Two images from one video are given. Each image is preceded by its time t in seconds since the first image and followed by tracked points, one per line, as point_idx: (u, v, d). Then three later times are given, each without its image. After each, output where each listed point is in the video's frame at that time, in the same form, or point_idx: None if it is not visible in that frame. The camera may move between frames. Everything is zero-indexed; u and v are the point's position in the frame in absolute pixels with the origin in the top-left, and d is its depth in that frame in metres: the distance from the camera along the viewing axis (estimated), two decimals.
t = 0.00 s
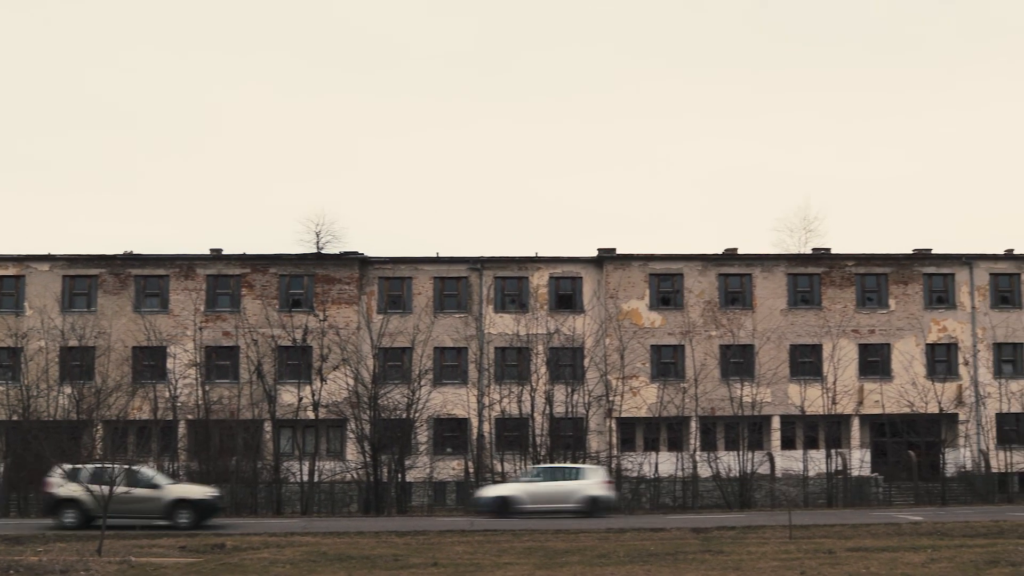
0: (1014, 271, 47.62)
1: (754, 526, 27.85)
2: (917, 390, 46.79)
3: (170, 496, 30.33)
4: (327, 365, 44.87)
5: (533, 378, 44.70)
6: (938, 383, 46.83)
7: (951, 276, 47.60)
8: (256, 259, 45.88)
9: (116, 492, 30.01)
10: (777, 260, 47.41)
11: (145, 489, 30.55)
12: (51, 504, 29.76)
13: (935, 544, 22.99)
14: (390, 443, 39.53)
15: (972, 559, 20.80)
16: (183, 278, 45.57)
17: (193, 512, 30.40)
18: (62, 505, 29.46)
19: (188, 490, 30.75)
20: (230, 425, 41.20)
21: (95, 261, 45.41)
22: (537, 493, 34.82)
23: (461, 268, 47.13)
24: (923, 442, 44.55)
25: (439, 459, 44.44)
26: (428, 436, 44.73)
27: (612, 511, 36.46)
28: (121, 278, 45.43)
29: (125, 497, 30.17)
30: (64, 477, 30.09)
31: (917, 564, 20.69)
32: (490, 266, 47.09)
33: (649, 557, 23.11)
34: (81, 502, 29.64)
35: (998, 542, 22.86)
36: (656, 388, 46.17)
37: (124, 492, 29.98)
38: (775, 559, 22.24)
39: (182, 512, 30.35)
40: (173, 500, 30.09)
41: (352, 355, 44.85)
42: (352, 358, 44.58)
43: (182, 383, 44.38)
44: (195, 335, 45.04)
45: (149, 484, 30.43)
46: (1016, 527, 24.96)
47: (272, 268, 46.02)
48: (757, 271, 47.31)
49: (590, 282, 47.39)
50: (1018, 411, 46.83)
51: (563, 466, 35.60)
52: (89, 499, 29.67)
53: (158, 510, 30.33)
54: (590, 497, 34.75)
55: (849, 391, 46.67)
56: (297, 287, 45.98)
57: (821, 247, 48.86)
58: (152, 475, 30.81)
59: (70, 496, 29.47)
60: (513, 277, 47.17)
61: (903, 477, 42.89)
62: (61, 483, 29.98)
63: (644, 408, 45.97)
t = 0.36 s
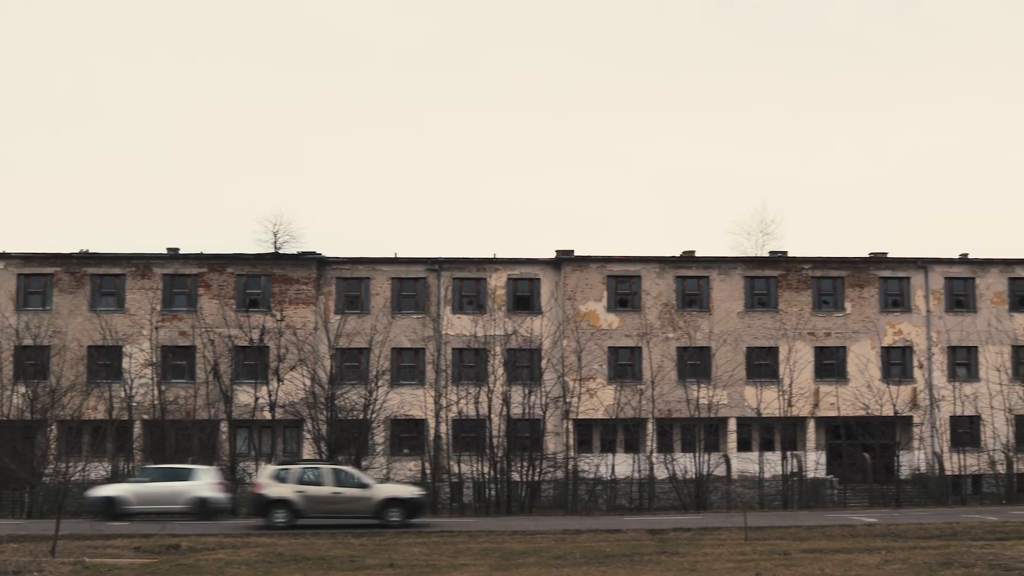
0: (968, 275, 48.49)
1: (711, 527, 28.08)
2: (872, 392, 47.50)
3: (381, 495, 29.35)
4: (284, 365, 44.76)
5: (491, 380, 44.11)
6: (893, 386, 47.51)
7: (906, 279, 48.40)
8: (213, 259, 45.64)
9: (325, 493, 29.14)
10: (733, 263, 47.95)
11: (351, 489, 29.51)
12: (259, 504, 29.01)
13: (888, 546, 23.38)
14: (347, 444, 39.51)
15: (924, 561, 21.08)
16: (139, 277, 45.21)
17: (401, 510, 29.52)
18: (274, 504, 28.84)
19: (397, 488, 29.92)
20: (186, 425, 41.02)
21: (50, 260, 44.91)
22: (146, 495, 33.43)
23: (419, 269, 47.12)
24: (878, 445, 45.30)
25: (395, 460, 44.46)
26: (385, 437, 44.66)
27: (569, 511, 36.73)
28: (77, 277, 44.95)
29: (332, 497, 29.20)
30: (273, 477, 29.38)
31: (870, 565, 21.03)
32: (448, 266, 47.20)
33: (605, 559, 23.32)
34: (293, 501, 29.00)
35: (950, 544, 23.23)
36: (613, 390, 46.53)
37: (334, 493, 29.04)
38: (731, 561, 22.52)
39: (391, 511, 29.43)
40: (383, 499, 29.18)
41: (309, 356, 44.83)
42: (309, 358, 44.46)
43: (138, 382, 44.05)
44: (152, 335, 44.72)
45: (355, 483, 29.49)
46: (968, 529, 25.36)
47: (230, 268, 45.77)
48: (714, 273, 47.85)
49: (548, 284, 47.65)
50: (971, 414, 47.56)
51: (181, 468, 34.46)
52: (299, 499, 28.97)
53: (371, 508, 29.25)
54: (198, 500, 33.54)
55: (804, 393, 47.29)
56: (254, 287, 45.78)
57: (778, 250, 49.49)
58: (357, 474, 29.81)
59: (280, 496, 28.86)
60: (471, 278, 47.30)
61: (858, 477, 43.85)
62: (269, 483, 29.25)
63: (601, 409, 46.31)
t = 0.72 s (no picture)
0: (915, 279, 49.50)
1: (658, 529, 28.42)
2: (819, 395, 48.25)
3: (579, 494, 29.18)
4: (233, 365, 44.53)
5: (440, 381, 44.16)
6: (840, 389, 48.42)
7: (854, 283, 49.28)
8: (162, 258, 45.27)
9: (524, 490, 29.26)
10: (683, 265, 48.48)
11: (547, 489, 29.53)
12: (462, 502, 29.15)
13: (835, 548, 23.85)
14: (294, 445, 39.39)
15: (870, 562, 21.51)
16: (87, 276, 44.74)
17: (600, 509, 29.29)
18: (476, 503, 28.96)
19: (593, 488, 29.85)
20: (134, 425, 40.50)
21: None
22: None
23: (370, 269, 47.09)
24: (825, 447, 45.51)
25: (344, 460, 44.55)
26: (334, 437, 44.63)
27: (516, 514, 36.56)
28: (23, 276, 44.38)
29: (531, 494, 29.27)
30: (473, 476, 29.50)
31: (816, 566, 21.45)
32: (399, 267, 47.21)
33: (554, 560, 23.54)
34: (494, 500, 29.06)
35: (895, 546, 23.72)
36: (562, 391, 46.84)
37: (534, 490, 29.12)
38: (679, 562, 22.86)
39: (590, 510, 29.21)
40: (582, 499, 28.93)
41: (259, 356, 44.58)
42: (258, 358, 44.07)
43: (84, 382, 43.63)
44: (99, 334, 44.35)
45: (556, 483, 29.43)
46: (913, 530, 25.91)
47: (179, 267, 45.42)
48: (664, 276, 48.37)
49: (498, 285, 47.87)
50: (918, 417, 48.66)
51: None
52: (501, 497, 29.05)
53: (571, 507, 29.16)
54: None
55: (753, 396, 47.90)
56: (203, 286, 45.49)
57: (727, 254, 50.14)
58: (550, 474, 29.68)
59: (482, 494, 29.01)
60: (422, 279, 47.35)
61: (804, 480, 43.44)
62: (469, 482, 29.39)
63: (551, 411, 46.63)
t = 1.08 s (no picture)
0: (861, 283, 50.38)
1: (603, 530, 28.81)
2: (766, 397, 49.02)
3: (763, 493, 31.55)
4: (179, 365, 44.14)
5: (389, 382, 44.08)
6: (786, 392, 49.27)
7: (801, 287, 50.08)
8: (108, 257, 44.89)
9: (713, 490, 31.47)
10: (631, 268, 48.95)
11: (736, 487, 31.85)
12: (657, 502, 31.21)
13: (780, 549, 24.30)
14: (241, 446, 39.04)
15: (815, 564, 21.97)
16: (31, 274, 44.25)
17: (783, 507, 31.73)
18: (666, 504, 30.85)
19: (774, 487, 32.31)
20: (78, 425, 39.98)
21: None
22: None
23: (318, 269, 46.93)
24: (771, 449, 46.02)
25: (291, 461, 44.45)
26: (281, 437, 44.40)
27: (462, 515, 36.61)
28: None
29: (720, 494, 31.49)
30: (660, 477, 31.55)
31: (762, 567, 21.86)
32: (347, 267, 47.13)
33: (500, 562, 23.74)
34: (684, 500, 31.15)
35: (839, 547, 24.22)
36: (510, 393, 47.08)
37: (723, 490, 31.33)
38: (625, 564, 23.17)
39: (771, 508, 31.46)
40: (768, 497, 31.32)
41: (206, 356, 44.22)
42: (205, 358, 43.90)
43: (27, 381, 43.03)
44: (44, 333, 43.91)
45: (739, 483, 31.67)
46: (857, 532, 26.46)
47: (125, 266, 45.08)
48: (612, 278, 48.77)
49: (447, 286, 47.99)
50: (863, 419, 49.36)
51: None
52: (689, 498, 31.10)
53: (751, 506, 31.29)
54: None
55: (700, 398, 48.54)
56: (150, 286, 45.11)
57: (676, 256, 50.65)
58: (736, 476, 31.93)
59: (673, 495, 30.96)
60: (370, 280, 47.31)
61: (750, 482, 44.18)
62: (659, 484, 31.39)
63: (498, 412, 46.81)
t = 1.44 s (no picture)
0: (808, 286, 51.18)
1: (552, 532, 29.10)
2: (713, 400, 49.67)
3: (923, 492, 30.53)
4: (126, 365, 43.75)
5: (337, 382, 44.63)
6: (734, 395, 49.81)
7: (748, 290, 50.79)
8: (54, 255, 44.36)
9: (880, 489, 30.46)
10: (580, 270, 49.29)
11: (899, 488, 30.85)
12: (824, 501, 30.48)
13: (726, 551, 24.70)
14: (187, 446, 38.78)
15: (761, 565, 22.41)
16: None
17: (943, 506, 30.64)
18: (839, 502, 30.18)
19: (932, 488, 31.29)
20: (22, 425, 39.67)
21: None
22: None
23: (267, 269, 46.73)
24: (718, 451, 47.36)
25: (238, 462, 44.39)
26: (228, 437, 44.16)
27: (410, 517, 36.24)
28: None
29: (887, 493, 30.48)
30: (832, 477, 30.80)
31: (708, 569, 22.27)
32: (296, 267, 46.95)
33: (448, 563, 23.92)
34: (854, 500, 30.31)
35: (785, 549, 24.73)
36: (459, 394, 47.25)
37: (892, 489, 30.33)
38: (573, 565, 23.46)
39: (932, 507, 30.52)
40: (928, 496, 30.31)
41: (153, 356, 43.97)
42: (151, 358, 43.58)
43: None
44: None
45: (901, 482, 30.67)
46: (803, 534, 27.01)
47: (71, 264, 44.58)
48: (562, 280, 49.12)
49: (396, 287, 47.98)
50: (809, 422, 50.22)
51: None
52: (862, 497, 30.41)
53: (910, 504, 30.43)
54: None
55: (648, 400, 49.08)
56: (96, 285, 44.66)
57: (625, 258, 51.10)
58: (902, 473, 31.14)
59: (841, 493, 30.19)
60: (319, 280, 47.19)
61: (698, 484, 44.88)
62: (831, 484, 30.59)
63: (446, 413, 46.98)
